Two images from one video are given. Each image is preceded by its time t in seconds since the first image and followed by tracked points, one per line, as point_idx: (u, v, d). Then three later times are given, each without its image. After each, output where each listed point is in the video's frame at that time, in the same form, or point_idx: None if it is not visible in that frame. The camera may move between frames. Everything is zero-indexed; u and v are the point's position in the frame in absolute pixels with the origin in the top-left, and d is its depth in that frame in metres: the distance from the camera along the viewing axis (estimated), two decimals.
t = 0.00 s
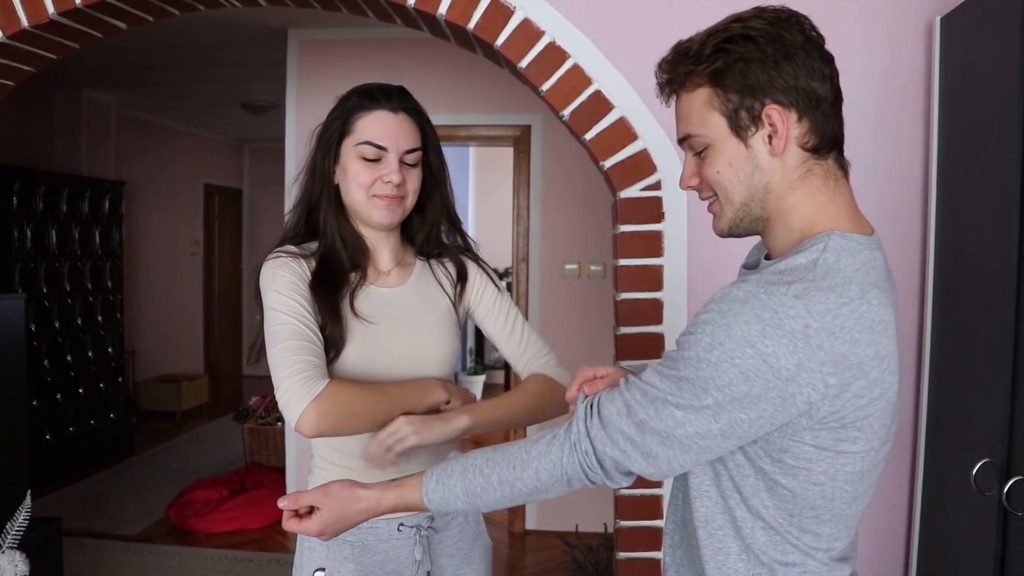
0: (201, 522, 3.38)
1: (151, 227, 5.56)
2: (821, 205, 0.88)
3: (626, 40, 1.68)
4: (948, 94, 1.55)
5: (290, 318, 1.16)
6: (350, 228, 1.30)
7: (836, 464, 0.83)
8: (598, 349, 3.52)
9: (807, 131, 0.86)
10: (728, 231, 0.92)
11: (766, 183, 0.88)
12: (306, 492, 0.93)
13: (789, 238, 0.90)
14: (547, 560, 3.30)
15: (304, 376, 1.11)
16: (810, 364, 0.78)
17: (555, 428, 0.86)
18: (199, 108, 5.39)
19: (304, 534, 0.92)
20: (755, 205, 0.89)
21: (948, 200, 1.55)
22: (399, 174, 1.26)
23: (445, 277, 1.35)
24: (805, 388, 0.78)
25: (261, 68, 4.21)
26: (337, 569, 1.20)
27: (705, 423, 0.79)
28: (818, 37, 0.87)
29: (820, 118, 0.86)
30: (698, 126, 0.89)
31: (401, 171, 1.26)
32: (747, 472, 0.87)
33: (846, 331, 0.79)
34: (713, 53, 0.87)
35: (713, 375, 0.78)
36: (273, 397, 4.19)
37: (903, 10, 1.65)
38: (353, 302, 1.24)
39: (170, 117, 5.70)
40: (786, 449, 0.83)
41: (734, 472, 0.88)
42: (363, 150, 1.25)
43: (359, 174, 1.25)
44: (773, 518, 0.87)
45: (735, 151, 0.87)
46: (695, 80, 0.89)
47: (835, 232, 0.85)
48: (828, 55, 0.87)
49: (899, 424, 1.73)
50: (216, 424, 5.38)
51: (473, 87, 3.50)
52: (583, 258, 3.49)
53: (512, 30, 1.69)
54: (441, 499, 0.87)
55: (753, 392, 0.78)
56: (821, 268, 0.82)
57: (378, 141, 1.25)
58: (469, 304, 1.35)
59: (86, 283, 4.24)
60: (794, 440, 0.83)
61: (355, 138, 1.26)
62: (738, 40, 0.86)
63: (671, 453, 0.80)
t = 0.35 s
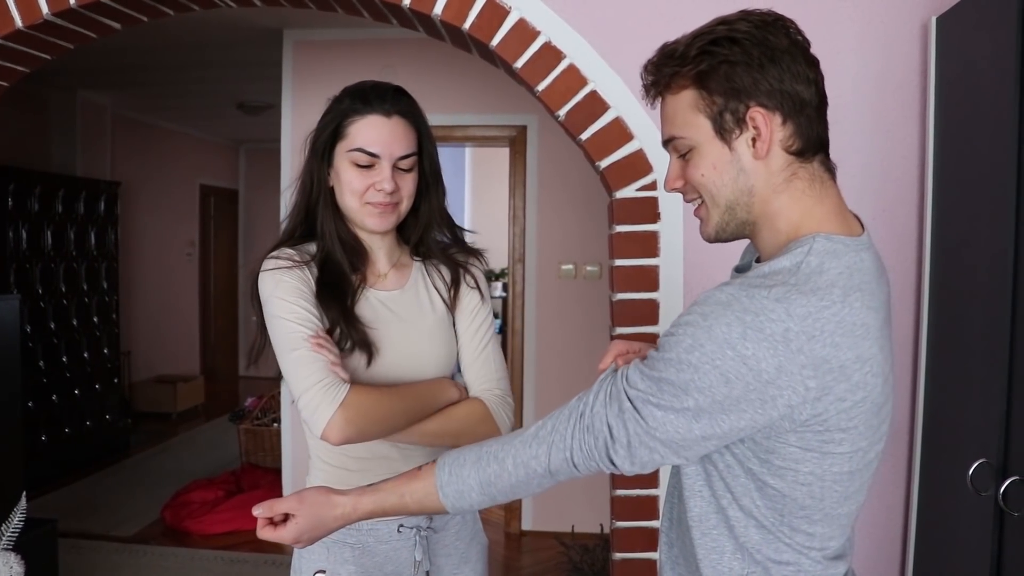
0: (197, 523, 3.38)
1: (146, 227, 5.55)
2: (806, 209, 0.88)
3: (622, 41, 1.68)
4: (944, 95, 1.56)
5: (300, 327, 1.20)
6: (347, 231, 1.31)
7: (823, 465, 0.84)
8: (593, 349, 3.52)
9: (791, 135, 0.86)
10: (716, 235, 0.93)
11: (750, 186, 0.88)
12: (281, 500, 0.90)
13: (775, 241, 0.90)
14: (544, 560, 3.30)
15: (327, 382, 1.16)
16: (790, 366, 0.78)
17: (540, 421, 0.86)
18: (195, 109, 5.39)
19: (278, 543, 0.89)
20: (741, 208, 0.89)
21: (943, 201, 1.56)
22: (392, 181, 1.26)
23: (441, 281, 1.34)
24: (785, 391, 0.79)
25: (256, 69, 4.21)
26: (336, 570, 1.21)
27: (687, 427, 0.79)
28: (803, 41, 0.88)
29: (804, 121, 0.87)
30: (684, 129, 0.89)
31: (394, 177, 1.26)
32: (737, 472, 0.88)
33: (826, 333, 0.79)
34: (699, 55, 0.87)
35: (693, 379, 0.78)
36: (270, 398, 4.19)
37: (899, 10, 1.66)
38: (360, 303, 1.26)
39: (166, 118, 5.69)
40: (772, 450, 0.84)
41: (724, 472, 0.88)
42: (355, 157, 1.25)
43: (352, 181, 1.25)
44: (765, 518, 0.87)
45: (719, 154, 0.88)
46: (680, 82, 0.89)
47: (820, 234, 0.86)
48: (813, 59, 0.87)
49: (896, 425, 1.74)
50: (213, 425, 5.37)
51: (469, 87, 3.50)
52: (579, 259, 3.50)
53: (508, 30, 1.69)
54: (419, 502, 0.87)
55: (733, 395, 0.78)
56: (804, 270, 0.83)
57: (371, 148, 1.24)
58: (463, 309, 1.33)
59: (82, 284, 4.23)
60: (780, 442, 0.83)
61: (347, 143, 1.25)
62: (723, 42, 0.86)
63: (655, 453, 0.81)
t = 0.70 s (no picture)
0: (192, 523, 3.37)
1: (142, 228, 5.54)
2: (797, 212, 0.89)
3: (619, 43, 1.69)
4: (939, 97, 1.57)
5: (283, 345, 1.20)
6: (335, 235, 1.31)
7: (815, 466, 0.84)
8: (589, 350, 3.53)
9: (780, 138, 0.87)
10: (709, 235, 0.94)
11: (739, 189, 0.89)
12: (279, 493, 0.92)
13: (767, 243, 0.90)
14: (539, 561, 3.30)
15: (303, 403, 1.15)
16: (783, 368, 0.79)
17: (554, 411, 0.86)
18: (191, 109, 5.38)
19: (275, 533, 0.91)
20: (730, 209, 0.90)
21: (938, 203, 1.57)
22: (381, 188, 1.26)
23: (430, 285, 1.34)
24: (778, 393, 0.79)
25: (252, 69, 4.21)
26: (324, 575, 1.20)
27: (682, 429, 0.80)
28: (801, 44, 0.88)
29: (796, 126, 0.86)
30: (676, 127, 0.90)
31: (384, 184, 1.26)
32: (729, 473, 0.88)
33: (819, 336, 0.80)
34: (694, 54, 0.88)
35: (687, 381, 0.79)
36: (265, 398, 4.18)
37: (895, 13, 1.67)
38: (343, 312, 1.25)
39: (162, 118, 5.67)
40: (765, 452, 0.84)
41: (717, 473, 0.89)
42: (345, 162, 1.25)
43: (342, 186, 1.26)
44: (757, 520, 0.88)
45: (707, 153, 0.89)
46: (675, 79, 0.90)
47: (813, 236, 0.86)
48: (809, 62, 0.87)
49: (891, 426, 1.75)
50: (208, 425, 5.36)
51: (466, 88, 3.50)
52: (575, 260, 3.50)
53: (504, 30, 1.69)
54: (413, 499, 0.88)
55: (726, 397, 0.78)
56: (796, 272, 0.83)
57: (361, 154, 1.24)
58: (452, 314, 1.35)
59: (77, 284, 4.22)
60: (772, 444, 0.84)
61: (338, 147, 1.25)
62: (719, 43, 0.86)
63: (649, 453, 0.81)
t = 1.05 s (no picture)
0: (188, 525, 3.36)
1: (139, 228, 5.53)
2: (802, 211, 0.89)
3: (615, 44, 1.69)
4: (937, 99, 1.57)
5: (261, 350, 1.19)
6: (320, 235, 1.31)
7: (825, 467, 0.85)
8: (585, 352, 3.53)
9: (787, 138, 0.87)
10: (705, 219, 0.94)
11: (742, 182, 0.89)
12: (324, 484, 0.99)
13: (773, 239, 0.91)
14: (535, 562, 3.31)
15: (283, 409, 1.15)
16: (806, 362, 0.79)
17: (583, 424, 0.87)
18: (188, 110, 5.37)
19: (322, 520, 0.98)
20: (729, 199, 0.91)
21: (935, 204, 1.57)
22: (372, 190, 1.26)
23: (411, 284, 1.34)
24: (801, 387, 0.80)
25: (248, 70, 4.21)
26: None
27: (704, 424, 0.80)
28: (823, 46, 0.88)
29: (803, 127, 0.87)
30: (687, 115, 0.91)
31: (374, 186, 1.27)
32: (736, 473, 0.88)
33: (841, 330, 0.81)
34: (710, 46, 0.89)
35: (711, 374, 0.79)
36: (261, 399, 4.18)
37: (891, 15, 1.67)
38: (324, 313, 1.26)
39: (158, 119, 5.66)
40: (777, 450, 0.84)
41: (724, 473, 0.88)
42: (337, 162, 1.25)
43: (332, 185, 1.26)
44: (762, 522, 0.87)
45: (713, 144, 0.89)
46: (691, 69, 0.91)
47: (826, 233, 0.87)
48: (826, 64, 0.87)
49: (887, 428, 1.75)
50: (205, 426, 5.36)
51: (463, 89, 3.51)
52: (572, 261, 3.51)
53: (501, 32, 1.70)
54: (450, 497, 0.91)
55: (750, 390, 0.79)
56: (814, 268, 0.83)
57: (353, 154, 1.25)
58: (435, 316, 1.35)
59: (73, 285, 4.21)
60: (786, 442, 0.84)
61: (328, 146, 1.26)
62: (735, 37, 0.87)
63: (667, 447, 0.81)
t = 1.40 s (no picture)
0: (185, 526, 3.35)
1: (136, 229, 5.52)
2: (817, 209, 0.90)
3: (612, 45, 1.70)
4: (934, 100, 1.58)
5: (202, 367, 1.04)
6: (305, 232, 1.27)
7: (835, 466, 0.85)
8: (584, 352, 3.53)
9: (806, 136, 0.88)
10: (722, 223, 0.94)
11: (759, 182, 0.90)
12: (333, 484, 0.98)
13: (787, 239, 0.91)
14: (531, 564, 3.31)
15: (211, 434, 1.00)
16: (820, 359, 0.79)
17: (594, 424, 0.87)
18: (186, 111, 5.37)
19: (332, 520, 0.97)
20: (748, 201, 0.91)
21: (933, 206, 1.58)
22: (377, 198, 1.25)
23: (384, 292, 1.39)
24: (815, 384, 0.80)
25: (247, 71, 4.21)
26: None
27: (718, 422, 0.80)
28: (834, 46, 0.89)
29: (821, 126, 0.88)
30: (703, 116, 0.91)
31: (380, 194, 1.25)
32: (744, 472, 0.88)
33: (855, 328, 0.81)
34: (727, 46, 0.89)
35: (726, 371, 0.79)
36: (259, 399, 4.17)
37: (888, 16, 1.68)
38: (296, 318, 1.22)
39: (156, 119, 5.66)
40: (788, 450, 0.85)
41: (733, 473, 0.89)
42: (348, 162, 1.22)
43: (337, 185, 1.22)
44: (770, 523, 0.88)
45: (731, 145, 0.90)
46: (706, 71, 0.91)
47: (838, 234, 0.87)
48: (839, 63, 0.88)
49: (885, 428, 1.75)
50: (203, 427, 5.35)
51: (460, 90, 3.51)
52: (569, 262, 3.51)
53: (499, 33, 1.70)
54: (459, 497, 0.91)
55: (765, 387, 0.78)
56: (827, 266, 0.84)
57: (368, 159, 1.22)
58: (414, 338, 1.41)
59: (71, 286, 4.20)
60: (797, 442, 0.84)
61: (340, 145, 1.22)
62: (752, 38, 0.88)
63: (680, 446, 0.81)
